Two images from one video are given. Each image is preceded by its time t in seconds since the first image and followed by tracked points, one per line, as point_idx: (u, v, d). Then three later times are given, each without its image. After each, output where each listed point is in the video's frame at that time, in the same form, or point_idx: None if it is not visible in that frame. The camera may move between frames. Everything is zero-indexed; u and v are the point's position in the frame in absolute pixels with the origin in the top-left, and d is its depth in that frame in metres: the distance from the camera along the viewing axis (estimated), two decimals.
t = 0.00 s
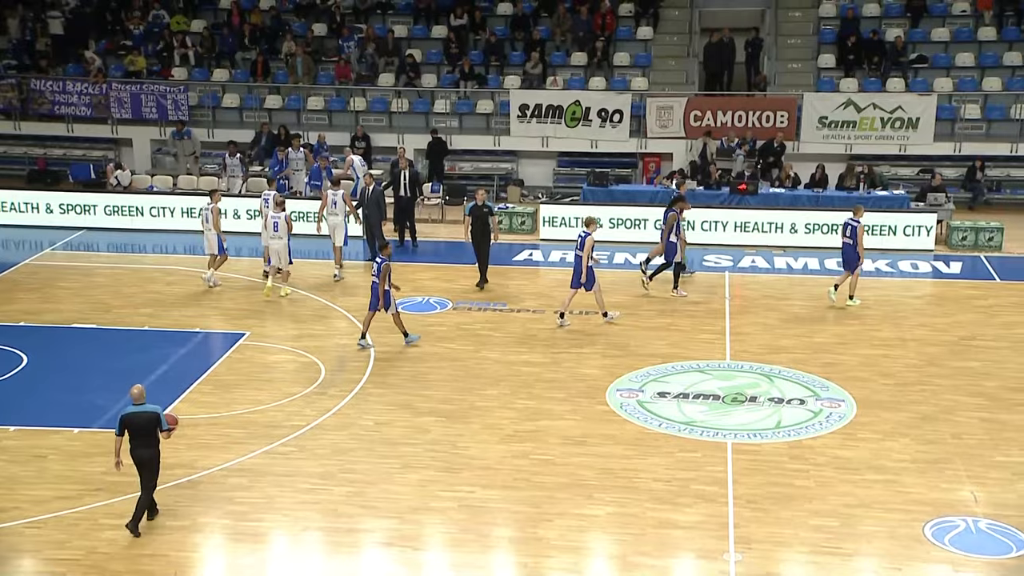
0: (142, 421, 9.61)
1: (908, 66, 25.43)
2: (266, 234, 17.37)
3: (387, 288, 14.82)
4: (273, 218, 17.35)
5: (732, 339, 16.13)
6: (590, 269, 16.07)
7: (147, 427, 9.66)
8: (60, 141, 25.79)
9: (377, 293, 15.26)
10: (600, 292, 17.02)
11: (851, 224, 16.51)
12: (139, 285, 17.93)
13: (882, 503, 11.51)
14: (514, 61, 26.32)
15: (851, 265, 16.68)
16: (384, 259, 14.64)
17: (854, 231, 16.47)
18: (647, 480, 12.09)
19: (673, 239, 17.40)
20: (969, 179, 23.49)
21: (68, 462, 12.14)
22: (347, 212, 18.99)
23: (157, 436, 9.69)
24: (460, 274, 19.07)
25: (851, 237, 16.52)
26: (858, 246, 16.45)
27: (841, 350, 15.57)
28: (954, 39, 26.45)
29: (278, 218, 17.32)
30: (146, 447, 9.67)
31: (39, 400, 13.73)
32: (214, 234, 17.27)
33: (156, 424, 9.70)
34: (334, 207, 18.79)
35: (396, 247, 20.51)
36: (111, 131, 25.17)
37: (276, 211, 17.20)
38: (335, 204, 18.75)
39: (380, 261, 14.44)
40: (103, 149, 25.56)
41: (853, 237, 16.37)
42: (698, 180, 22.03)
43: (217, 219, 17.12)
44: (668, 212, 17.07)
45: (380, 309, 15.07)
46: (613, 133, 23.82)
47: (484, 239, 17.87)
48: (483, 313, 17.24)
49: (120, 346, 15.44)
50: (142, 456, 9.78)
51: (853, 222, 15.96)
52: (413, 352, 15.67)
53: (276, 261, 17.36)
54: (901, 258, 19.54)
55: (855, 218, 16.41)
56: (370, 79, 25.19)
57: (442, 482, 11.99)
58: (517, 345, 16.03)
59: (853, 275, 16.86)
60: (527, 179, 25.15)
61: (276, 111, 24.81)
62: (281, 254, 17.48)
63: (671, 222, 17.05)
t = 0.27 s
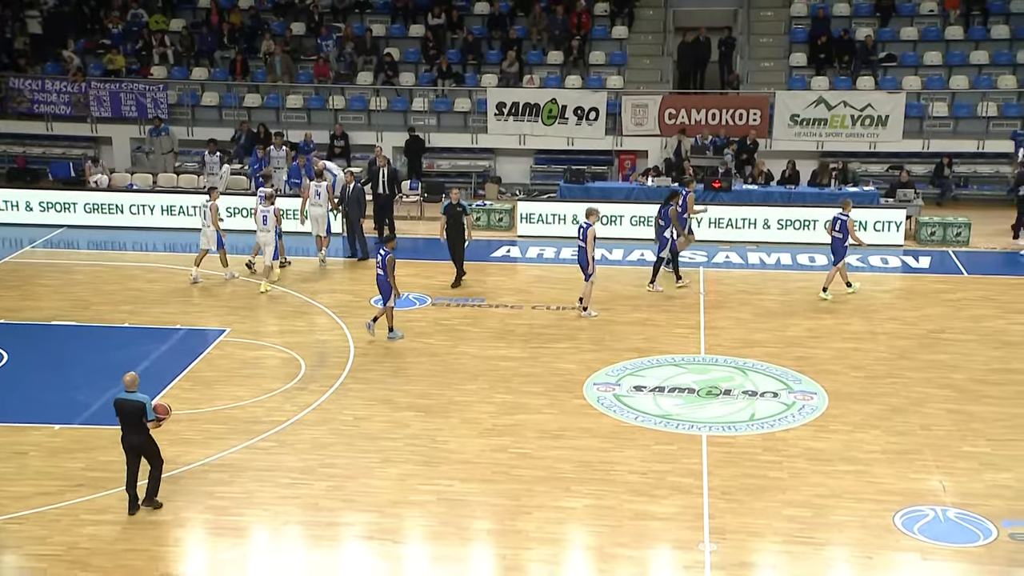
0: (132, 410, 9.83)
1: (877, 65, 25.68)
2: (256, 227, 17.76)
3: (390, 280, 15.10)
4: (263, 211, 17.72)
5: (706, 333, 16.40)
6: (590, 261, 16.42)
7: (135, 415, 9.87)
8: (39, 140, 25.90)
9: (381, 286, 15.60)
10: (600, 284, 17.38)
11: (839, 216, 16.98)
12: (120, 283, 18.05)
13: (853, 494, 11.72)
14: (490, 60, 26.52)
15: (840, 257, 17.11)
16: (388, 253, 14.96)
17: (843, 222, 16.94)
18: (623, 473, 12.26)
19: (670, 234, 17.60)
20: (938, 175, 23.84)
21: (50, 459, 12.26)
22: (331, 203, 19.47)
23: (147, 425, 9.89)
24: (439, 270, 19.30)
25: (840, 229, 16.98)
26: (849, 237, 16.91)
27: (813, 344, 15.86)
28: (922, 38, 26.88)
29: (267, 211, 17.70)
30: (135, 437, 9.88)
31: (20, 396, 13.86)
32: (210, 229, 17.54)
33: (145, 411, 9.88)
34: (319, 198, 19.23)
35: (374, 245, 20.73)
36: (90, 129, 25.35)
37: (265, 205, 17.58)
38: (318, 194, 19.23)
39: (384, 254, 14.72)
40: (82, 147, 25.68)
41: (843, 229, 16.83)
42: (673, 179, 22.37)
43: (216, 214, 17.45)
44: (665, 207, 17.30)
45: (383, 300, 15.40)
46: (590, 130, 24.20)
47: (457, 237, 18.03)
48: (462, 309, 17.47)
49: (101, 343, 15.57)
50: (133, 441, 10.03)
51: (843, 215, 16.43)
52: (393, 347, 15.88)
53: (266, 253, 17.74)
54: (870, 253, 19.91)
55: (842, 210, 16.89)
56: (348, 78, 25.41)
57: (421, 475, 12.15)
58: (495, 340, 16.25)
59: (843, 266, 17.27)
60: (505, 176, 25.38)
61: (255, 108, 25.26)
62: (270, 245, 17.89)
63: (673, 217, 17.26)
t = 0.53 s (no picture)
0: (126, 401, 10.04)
1: (848, 63, 26.16)
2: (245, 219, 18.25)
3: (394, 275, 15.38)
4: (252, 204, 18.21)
5: (681, 327, 16.66)
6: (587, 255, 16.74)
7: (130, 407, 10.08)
8: (18, 138, 25.97)
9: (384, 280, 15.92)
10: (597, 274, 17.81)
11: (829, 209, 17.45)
12: (101, 280, 18.16)
13: (826, 484, 11.90)
14: (467, 58, 26.62)
15: (830, 249, 17.58)
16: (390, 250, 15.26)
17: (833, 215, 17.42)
18: (600, 465, 12.42)
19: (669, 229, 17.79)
20: (906, 171, 24.47)
21: (31, 454, 12.35)
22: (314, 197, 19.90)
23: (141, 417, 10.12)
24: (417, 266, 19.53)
25: (830, 221, 17.47)
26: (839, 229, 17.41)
27: (786, 337, 16.15)
28: (891, 37, 27.42)
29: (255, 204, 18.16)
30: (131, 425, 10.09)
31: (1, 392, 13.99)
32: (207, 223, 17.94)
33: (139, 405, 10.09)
34: (302, 189, 19.75)
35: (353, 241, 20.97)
36: (70, 127, 25.49)
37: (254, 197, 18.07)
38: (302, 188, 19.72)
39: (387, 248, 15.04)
40: (61, 145, 25.76)
41: (832, 222, 17.31)
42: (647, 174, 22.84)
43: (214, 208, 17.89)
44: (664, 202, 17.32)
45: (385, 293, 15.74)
46: (566, 127, 24.47)
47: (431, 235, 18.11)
48: (440, 304, 17.69)
49: (82, 339, 15.69)
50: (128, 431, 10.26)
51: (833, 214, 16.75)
52: (372, 342, 16.08)
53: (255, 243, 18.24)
54: (842, 248, 20.29)
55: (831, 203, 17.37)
56: (327, 76, 25.61)
57: (401, 468, 12.30)
58: (474, 335, 16.46)
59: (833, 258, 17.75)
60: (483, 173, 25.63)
61: (235, 107, 25.55)
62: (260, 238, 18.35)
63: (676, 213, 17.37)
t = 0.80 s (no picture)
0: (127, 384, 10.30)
1: (819, 60, 26.87)
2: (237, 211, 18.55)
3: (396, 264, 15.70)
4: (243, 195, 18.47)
5: (658, 320, 16.93)
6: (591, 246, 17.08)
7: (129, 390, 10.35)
8: None
9: (389, 271, 16.26)
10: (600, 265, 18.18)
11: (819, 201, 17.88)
12: (83, 276, 18.29)
13: (800, 472, 12.12)
14: (446, 55, 27.05)
15: (819, 239, 18.05)
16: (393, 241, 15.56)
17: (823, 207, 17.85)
18: (579, 456, 12.63)
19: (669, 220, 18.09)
20: (877, 166, 25.21)
21: (15, 449, 12.47)
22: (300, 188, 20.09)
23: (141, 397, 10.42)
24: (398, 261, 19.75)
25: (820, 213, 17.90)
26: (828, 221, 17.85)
27: (760, 329, 16.44)
28: (862, 34, 28.31)
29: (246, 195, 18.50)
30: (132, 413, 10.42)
31: None
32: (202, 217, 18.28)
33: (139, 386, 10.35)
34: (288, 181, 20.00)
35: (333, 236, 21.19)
36: (51, 124, 25.64)
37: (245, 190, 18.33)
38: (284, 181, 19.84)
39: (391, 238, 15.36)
40: (42, 142, 25.89)
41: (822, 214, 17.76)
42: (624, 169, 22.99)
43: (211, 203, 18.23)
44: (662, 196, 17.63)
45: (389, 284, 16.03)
46: (543, 124, 24.58)
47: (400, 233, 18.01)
48: (421, 299, 17.91)
49: (65, 335, 15.82)
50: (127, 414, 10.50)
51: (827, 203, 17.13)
52: (354, 336, 16.28)
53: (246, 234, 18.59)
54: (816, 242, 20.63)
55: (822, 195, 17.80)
56: (307, 73, 25.85)
57: (383, 461, 12.47)
58: (454, 329, 16.69)
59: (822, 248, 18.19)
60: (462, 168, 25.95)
61: (215, 103, 25.79)
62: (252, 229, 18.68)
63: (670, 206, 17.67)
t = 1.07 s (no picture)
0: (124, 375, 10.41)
1: (796, 58, 27.17)
2: (233, 203, 19.30)
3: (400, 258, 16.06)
4: (237, 187, 19.23)
5: (638, 314, 17.16)
6: (595, 241, 17.51)
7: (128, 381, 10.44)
8: None
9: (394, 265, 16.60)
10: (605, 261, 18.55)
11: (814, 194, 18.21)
12: (68, 272, 18.42)
13: (778, 464, 12.35)
14: (428, 53, 27.30)
15: (815, 232, 18.37)
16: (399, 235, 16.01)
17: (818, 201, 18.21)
18: (561, 448, 12.84)
19: (670, 215, 18.48)
20: (853, 162, 25.28)
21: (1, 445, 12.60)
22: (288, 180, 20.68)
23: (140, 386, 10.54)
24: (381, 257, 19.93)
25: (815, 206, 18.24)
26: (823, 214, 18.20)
27: (738, 323, 16.70)
28: (837, 32, 28.60)
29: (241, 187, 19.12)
30: (130, 402, 10.59)
31: None
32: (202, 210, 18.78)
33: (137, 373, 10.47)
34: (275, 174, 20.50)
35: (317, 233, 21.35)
36: (35, 121, 25.75)
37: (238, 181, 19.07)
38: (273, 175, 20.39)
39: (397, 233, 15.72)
40: (26, 140, 25.99)
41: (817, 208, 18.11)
42: (604, 167, 23.22)
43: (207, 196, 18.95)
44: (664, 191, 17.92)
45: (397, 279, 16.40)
46: (525, 121, 24.90)
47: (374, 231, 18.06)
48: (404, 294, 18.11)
49: (50, 331, 15.97)
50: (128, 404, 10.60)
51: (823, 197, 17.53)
52: (338, 332, 16.45)
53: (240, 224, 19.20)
54: (793, 237, 20.94)
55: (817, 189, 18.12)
56: (290, 71, 26.03)
57: (367, 455, 12.66)
58: (437, 323, 16.89)
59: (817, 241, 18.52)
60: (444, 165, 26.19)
61: (199, 101, 25.89)
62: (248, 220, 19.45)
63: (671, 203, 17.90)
